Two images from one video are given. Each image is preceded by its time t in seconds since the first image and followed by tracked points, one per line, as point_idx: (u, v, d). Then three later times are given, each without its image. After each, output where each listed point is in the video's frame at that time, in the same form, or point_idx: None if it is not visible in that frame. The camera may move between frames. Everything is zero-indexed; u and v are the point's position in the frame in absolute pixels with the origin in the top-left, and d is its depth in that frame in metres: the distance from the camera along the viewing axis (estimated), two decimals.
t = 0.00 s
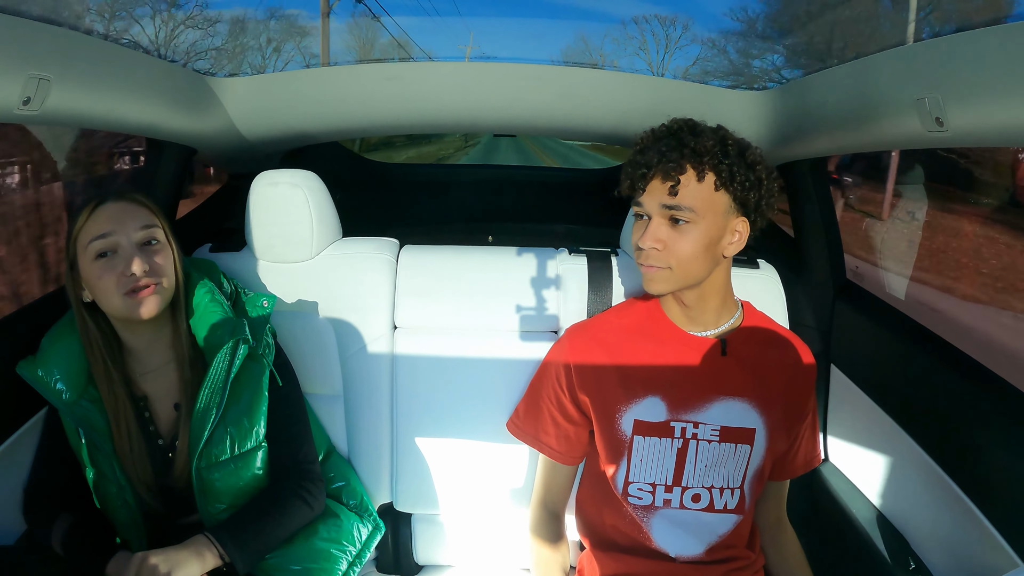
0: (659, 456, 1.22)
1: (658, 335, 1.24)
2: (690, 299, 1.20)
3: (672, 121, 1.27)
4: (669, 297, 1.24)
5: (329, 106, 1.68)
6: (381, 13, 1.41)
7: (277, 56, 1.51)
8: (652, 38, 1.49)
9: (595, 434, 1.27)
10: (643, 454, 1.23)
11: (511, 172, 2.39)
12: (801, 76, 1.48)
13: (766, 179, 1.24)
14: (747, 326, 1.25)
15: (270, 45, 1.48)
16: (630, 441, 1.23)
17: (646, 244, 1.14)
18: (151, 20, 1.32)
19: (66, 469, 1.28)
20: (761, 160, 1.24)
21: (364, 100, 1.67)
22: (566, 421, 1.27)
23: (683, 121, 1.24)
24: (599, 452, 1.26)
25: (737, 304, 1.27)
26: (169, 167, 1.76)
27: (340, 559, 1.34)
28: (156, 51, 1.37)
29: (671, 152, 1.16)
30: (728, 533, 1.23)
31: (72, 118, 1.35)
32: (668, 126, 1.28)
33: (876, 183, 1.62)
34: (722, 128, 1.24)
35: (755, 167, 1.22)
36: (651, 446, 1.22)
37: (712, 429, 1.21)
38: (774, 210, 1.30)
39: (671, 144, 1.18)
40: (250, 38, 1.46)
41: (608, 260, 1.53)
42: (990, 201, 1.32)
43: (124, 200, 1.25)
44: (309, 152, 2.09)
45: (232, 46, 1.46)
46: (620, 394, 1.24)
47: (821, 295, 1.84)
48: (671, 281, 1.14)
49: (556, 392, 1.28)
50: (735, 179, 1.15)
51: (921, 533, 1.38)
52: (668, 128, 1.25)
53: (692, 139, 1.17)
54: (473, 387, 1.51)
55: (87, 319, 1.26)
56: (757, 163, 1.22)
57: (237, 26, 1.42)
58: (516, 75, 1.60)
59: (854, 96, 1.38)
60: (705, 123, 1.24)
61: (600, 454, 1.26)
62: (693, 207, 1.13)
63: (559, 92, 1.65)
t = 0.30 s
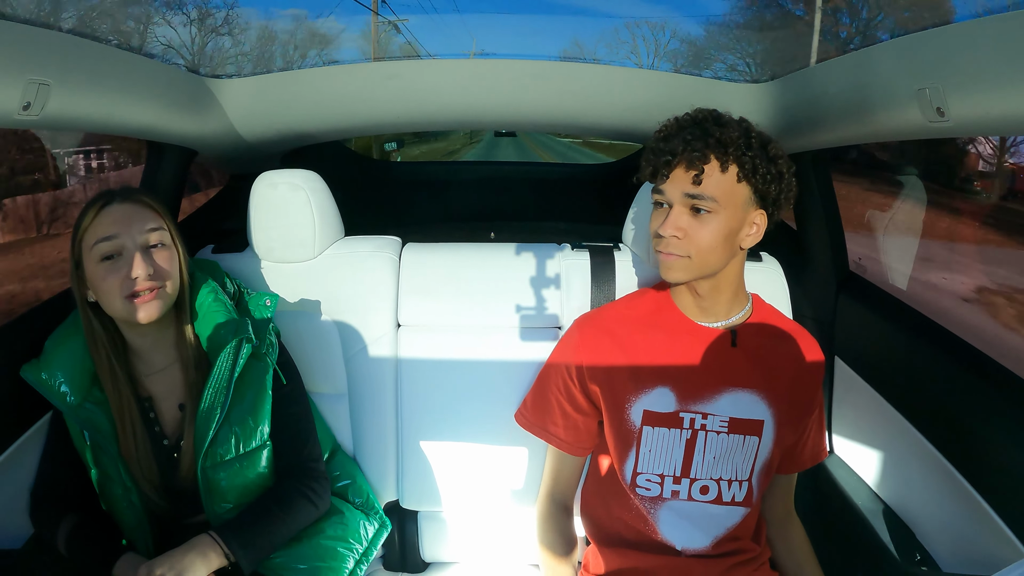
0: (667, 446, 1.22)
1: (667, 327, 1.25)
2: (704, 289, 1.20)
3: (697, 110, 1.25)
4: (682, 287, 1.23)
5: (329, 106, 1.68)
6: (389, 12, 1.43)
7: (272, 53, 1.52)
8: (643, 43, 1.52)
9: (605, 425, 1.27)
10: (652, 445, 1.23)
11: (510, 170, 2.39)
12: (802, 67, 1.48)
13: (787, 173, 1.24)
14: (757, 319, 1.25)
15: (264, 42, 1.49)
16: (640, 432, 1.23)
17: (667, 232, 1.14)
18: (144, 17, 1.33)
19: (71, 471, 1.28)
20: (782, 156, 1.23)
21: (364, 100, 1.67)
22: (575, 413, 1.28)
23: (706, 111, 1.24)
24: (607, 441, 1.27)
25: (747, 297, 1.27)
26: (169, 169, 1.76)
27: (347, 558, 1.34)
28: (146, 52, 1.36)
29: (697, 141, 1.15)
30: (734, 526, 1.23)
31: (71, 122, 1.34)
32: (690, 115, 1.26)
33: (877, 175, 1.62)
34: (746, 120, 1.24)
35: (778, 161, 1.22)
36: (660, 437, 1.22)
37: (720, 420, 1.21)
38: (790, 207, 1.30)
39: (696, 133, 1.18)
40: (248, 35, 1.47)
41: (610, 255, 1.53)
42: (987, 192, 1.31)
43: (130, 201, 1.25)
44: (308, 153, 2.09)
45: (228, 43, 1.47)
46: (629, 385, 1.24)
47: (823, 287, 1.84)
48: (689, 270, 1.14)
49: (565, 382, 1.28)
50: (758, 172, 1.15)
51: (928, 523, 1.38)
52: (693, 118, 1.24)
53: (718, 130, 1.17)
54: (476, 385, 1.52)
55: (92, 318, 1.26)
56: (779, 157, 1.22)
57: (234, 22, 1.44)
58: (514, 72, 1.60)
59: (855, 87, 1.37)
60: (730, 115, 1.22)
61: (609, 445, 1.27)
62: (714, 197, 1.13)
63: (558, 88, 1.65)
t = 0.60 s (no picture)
0: (666, 453, 1.22)
1: (665, 333, 1.25)
2: (705, 298, 1.19)
3: (701, 119, 1.25)
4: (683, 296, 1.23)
5: (329, 111, 1.68)
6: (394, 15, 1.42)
7: (273, 58, 1.52)
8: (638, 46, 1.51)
9: (603, 431, 1.27)
10: (650, 452, 1.22)
11: (511, 174, 2.39)
12: (802, 72, 1.48)
13: (792, 185, 1.24)
14: (759, 324, 1.25)
15: (262, 47, 1.48)
16: (639, 438, 1.22)
17: (670, 244, 1.14)
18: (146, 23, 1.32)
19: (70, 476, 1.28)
20: (789, 166, 1.24)
21: (364, 105, 1.67)
22: (573, 419, 1.27)
23: (712, 120, 1.23)
24: (605, 448, 1.27)
25: (748, 304, 1.27)
26: (169, 174, 1.76)
27: (345, 564, 1.34)
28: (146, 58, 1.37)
29: (702, 153, 1.15)
30: (732, 532, 1.22)
31: (71, 126, 1.35)
32: (696, 123, 1.26)
33: (878, 179, 1.62)
34: (751, 130, 1.24)
35: (783, 171, 1.22)
36: (658, 443, 1.22)
37: (719, 428, 1.21)
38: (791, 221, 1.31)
39: (701, 144, 1.17)
40: (248, 39, 1.46)
41: (610, 260, 1.53)
42: (988, 200, 1.31)
43: (123, 210, 1.25)
44: (309, 157, 2.09)
45: (230, 48, 1.47)
46: (628, 391, 1.23)
47: (824, 292, 1.83)
48: (692, 281, 1.14)
49: (564, 388, 1.27)
50: (762, 184, 1.16)
51: (928, 529, 1.37)
52: (698, 126, 1.22)
53: (724, 141, 1.16)
54: (476, 390, 1.51)
55: (87, 326, 1.26)
56: (784, 168, 1.22)
57: (237, 28, 1.44)
58: (515, 77, 1.60)
59: (855, 91, 1.37)
60: (735, 124, 1.22)
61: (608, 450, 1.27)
62: (718, 211, 1.13)
63: (558, 93, 1.65)
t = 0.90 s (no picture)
0: (668, 452, 1.22)
1: (669, 332, 1.25)
2: (707, 298, 1.20)
3: (702, 119, 1.25)
4: (685, 296, 1.23)
5: (329, 110, 1.68)
6: (385, 15, 1.41)
7: (274, 58, 1.51)
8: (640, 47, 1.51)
9: (606, 430, 1.27)
10: (652, 451, 1.22)
11: (511, 174, 2.39)
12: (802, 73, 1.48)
13: (793, 183, 1.25)
14: (760, 324, 1.25)
15: (262, 46, 1.48)
16: (641, 437, 1.22)
17: (673, 243, 1.14)
18: (145, 25, 1.31)
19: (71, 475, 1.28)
20: (789, 165, 1.24)
21: (365, 105, 1.67)
22: (575, 418, 1.27)
23: (712, 120, 1.24)
24: (607, 446, 1.27)
25: (749, 303, 1.27)
26: (170, 173, 1.76)
27: (346, 563, 1.34)
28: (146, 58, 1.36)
29: (703, 152, 1.15)
30: (734, 532, 1.22)
31: (72, 125, 1.34)
32: (696, 123, 1.26)
33: (877, 179, 1.62)
34: (751, 129, 1.24)
35: (783, 170, 1.23)
36: (661, 443, 1.22)
37: (721, 427, 1.21)
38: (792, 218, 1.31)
39: (702, 144, 1.17)
40: (247, 39, 1.46)
41: (610, 260, 1.53)
42: (987, 200, 1.31)
43: (131, 209, 1.24)
44: (308, 157, 2.09)
45: (231, 48, 1.47)
46: (631, 391, 1.23)
47: (824, 292, 1.84)
48: (696, 280, 1.14)
49: (567, 388, 1.27)
50: (763, 183, 1.16)
51: (928, 529, 1.38)
52: (698, 127, 1.23)
53: (724, 141, 1.17)
54: (476, 391, 1.51)
55: (91, 324, 1.25)
56: (784, 166, 1.23)
57: (239, 28, 1.43)
58: (515, 76, 1.60)
59: (853, 92, 1.38)
60: (735, 123, 1.23)
61: (610, 450, 1.27)
62: (721, 209, 1.13)
63: (558, 93, 1.65)
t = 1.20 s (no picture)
0: (668, 450, 1.22)
1: (668, 330, 1.24)
2: (705, 294, 1.20)
3: (698, 114, 1.25)
4: (684, 293, 1.23)
5: (328, 111, 1.69)
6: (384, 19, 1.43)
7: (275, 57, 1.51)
8: (638, 45, 1.52)
9: (605, 428, 1.27)
10: (652, 448, 1.23)
11: (511, 173, 2.39)
12: (801, 67, 1.48)
13: (789, 177, 1.24)
14: (759, 320, 1.25)
15: (261, 46, 1.48)
16: (641, 435, 1.23)
17: (667, 238, 1.14)
18: (143, 28, 1.31)
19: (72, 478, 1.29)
20: (786, 160, 1.24)
21: (364, 105, 1.67)
22: (575, 416, 1.27)
23: (708, 116, 1.23)
24: (607, 443, 1.27)
25: (748, 300, 1.27)
26: (169, 175, 1.76)
27: (348, 563, 1.34)
28: (145, 60, 1.37)
29: (697, 147, 1.14)
30: (736, 528, 1.22)
31: (71, 128, 1.34)
32: (692, 118, 1.26)
33: (876, 174, 1.62)
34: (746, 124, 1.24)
35: (779, 165, 1.22)
36: (662, 440, 1.22)
37: (721, 424, 1.21)
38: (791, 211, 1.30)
39: (696, 139, 1.17)
40: (246, 41, 1.47)
41: (610, 257, 1.53)
42: (986, 195, 1.31)
43: (129, 213, 1.25)
44: (308, 158, 2.09)
45: (231, 48, 1.47)
46: (630, 389, 1.23)
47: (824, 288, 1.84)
48: (691, 275, 1.14)
49: (566, 386, 1.28)
50: (758, 178, 1.15)
51: (931, 523, 1.38)
52: (693, 122, 1.23)
53: (718, 135, 1.16)
54: (477, 390, 1.51)
55: (91, 327, 1.25)
56: (780, 161, 1.22)
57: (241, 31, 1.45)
58: (513, 75, 1.60)
59: (852, 87, 1.38)
60: (730, 118, 1.21)
61: (610, 448, 1.27)
62: (715, 203, 1.12)
63: (557, 91, 1.65)
